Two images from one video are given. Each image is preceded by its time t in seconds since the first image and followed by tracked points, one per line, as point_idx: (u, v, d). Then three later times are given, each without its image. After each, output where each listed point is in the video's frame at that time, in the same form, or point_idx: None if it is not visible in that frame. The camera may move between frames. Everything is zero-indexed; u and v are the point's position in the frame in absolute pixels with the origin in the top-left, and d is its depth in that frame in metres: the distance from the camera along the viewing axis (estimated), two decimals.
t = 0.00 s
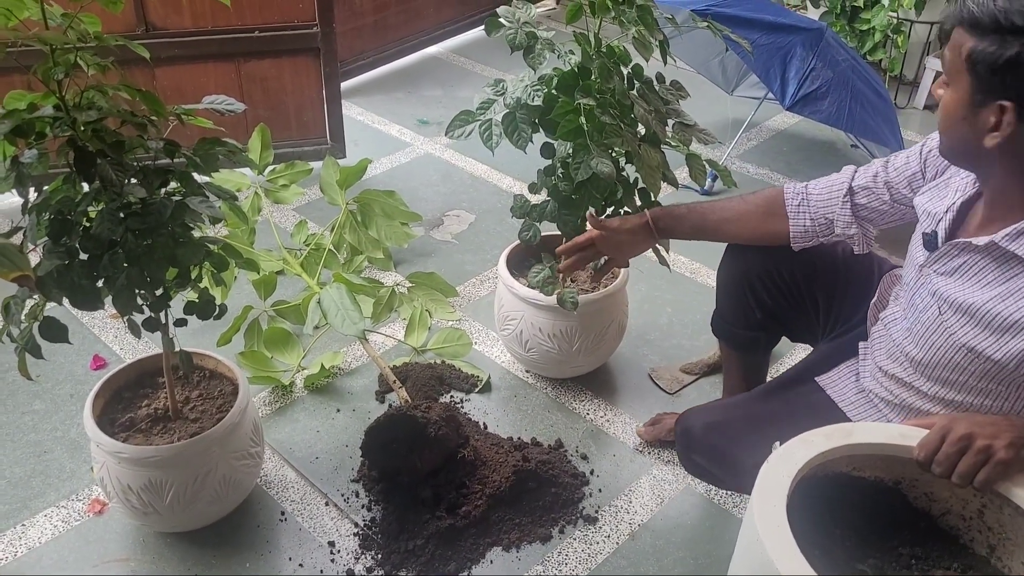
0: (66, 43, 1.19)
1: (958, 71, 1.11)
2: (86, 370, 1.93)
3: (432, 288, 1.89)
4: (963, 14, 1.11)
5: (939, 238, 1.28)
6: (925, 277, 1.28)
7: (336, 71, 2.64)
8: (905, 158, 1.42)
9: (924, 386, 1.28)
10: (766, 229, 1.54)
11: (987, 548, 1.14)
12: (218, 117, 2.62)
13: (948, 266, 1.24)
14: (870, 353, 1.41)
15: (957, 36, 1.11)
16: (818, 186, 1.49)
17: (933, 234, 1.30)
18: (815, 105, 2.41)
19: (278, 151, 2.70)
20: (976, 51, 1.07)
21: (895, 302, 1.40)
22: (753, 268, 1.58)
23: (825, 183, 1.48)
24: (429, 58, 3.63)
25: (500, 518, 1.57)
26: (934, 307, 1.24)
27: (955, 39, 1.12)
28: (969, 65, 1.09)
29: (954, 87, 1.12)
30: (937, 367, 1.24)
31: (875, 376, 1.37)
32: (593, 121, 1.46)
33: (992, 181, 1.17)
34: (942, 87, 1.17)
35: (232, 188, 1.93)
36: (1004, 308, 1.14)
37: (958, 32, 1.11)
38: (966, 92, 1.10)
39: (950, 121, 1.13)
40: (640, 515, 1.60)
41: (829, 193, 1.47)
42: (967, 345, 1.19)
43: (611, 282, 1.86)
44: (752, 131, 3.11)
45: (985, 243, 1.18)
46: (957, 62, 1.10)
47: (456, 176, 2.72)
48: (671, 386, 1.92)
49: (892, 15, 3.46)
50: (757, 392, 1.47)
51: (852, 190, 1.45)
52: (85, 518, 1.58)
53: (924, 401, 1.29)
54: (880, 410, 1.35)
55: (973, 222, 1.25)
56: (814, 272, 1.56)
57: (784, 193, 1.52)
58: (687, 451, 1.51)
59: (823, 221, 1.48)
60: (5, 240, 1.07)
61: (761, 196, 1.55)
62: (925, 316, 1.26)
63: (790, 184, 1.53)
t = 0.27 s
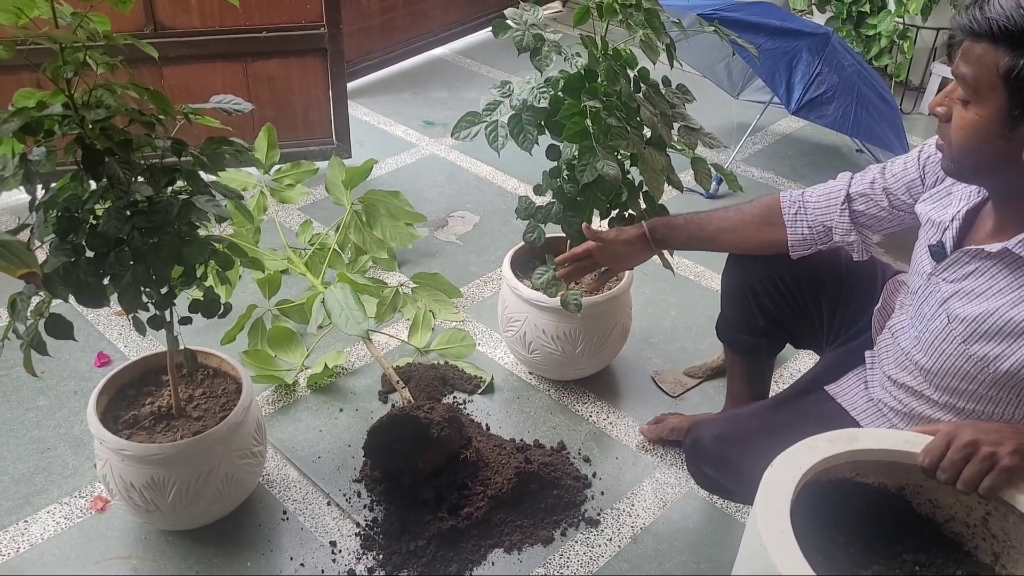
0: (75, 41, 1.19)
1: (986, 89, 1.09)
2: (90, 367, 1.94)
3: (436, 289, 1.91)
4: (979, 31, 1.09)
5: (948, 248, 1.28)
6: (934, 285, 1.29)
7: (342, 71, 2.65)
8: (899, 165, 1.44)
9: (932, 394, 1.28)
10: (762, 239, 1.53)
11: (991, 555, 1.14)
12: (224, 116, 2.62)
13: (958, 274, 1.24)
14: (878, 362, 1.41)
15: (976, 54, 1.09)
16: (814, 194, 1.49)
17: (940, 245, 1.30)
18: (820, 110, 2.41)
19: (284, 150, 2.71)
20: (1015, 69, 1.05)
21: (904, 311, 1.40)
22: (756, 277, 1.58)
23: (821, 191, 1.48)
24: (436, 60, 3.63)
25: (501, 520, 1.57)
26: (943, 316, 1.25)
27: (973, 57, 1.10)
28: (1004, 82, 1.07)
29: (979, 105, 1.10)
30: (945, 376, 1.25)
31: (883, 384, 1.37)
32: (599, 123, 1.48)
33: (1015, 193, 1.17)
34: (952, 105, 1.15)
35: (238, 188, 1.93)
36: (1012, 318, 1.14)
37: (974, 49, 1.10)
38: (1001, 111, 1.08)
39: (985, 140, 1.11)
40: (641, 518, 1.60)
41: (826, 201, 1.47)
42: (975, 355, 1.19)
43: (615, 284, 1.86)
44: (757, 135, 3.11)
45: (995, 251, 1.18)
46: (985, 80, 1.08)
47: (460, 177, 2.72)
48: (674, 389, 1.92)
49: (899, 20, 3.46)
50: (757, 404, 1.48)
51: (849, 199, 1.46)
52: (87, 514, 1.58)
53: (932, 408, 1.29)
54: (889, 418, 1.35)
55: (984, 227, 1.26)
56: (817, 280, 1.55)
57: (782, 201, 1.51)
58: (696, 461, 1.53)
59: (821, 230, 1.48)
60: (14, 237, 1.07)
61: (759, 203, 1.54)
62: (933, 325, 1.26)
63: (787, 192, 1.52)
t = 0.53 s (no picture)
0: (85, 35, 1.19)
1: (1005, 90, 1.09)
2: (96, 361, 1.94)
3: (442, 287, 1.90)
4: (998, 33, 1.10)
5: (956, 256, 1.28)
6: (943, 292, 1.28)
7: (350, 68, 2.65)
8: (902, 173, 1.43)
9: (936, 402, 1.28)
10: (763, 241, 1.52)
11: (998, 560, 1.14)
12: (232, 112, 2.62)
13: (968, 282, 1.24)
14: (881, 368, 1.41)
15: (994, 55, 1.10)
16: (818, 198, 1.47)
17: (948, 252, 1.30)
18: (830, 112, 2.41)
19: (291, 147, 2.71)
20: None
21: (907, 318, 1.40)
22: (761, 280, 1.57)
23: (824, 196, 1.47)
24: (443, 58, 3.63)
25: (506, 518, 1.57)
26: (952, 324, 1.24)
27: (991, 59, 1.10)
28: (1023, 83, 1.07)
29: (998, 107, 1.10)
30: (953, 384, 1.25)
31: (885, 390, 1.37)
32: (608, 122, 1.48)
33: None
34: (967, 108, 1.15)
35: (245, 183, 1.93)
36: None
37: (992, 51, 1.10)
38: (1021, 113, 1.07)
39: (1003, 142, 1.10)
40: (646, 519, 1.60)
41: (829, 206, 1.46)
42: (985, 365, 1.19)
43: (621, 284, 1.86)
44: (765, 136, 3.11)
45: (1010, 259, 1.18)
46: (1004, 82, 1.08)
47: (467, 176, 2.72)
48: (679, 390, 1.91)
49: (908, 23, 3.45)
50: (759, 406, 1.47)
51: (853, 204, 1.45)
52: (93, 508, 1.58)
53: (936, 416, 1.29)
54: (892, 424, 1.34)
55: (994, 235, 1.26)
56: (821, 284, 1.55)
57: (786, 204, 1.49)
58: (698, 463, 1.52)
59: (822, 234, 1.47)
60: (23, 230, 1.07)
61: (761, 206, 1.52)
62: (943, 333, 1.26)
63: (792, 195, 1.50)
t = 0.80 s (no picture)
0: (93, 32, 1.19)
1: (1016, 102, 1.08)
2: (102, 358, 1.95)
3: (446, 286, 1.89)
4: (1010, 43, 1.09)
5: (957, 267, 1.28)
6: (944, 304, 1.29)
7: (356, 67, 2.65)
8: (892, 178, 1.42)
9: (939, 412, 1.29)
10: (759, 246, 1.51)
11: (1005, 562, 1.14)
12: (238, 110, 2.63)
13: (969, 296, 1.25)
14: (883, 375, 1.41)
15: (1007, 66, 1.09)
16: (812, 204, 1.47)
17: (949, 264, 1.30)
18: (837, 111, 2.40)
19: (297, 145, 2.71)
20: None
21: (907, 327, 1.40)
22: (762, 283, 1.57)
23: (818, 202, 1.46)
24: (449, 56, 3.63)
25: (510, 517, 1.57)
26: (955, 337, 1.25)
27: (1002, 69, 1.10)
28: None
29: (1006, 119, 1.09)
30: (956, 396, 1.26)
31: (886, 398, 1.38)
32: (614, 121, 1.48)
33: None
34: (975, 118, 1.14)
35: (251, 181, 1.93)
36: None
37: (1004, 62, 1.10)
38: None
39: (1012, 154, 1.10)
40: (650, 518, 1.60)
41: (823, 212, 1.45)
42: (988, 379, 1.20)
43: (627, 283, 1.86)
44: (772, 136, 3.10)
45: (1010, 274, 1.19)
46: (1016, 92, 1.08)
47: (472, 174, 2.72)
48: (684, 390, 1.91)
49: (916, 22, 3.44)
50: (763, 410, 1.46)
51: (846, 210, 1.44)
52: (98, 504, 1.59)
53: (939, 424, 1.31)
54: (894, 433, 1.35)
55: (995, 246, 1.26)
56: (824, 286, 1.54)
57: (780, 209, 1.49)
58: (703, 465, 1.49)
59: (817, 240, 1.46)
60: (31, 226, 1.07)
61: (758, 211, 1.51)
62: (945, 346, 1.27)
63: (786, 200, 1.50)
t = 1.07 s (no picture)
0: (102, 33, 1.20)
1: (1016, 118, 1.08)
2: (110, 357, 1.95)
3: (455, 285, 1.91)
4: (1008, 59, 1.09)
5: (963, 277, 1.28)
6: (951, 313, 1.29)
7: (363, 67, 2.65)
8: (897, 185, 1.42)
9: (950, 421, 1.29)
10: (765, 249, 1.50)
11: (1015, 565, 1.15)
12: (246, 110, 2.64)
13: (977, 305, 1.25)
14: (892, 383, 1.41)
15: (1006, 83, 1.09)
16: (819, 208, 1.47)
17: (956, 273, 1.30)
18: (844, 111, 2.39)
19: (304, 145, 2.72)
20: None
21: (916, 335, 1.41)
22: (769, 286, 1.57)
23: (826, 206, 1.46)
24: (455, 56, 3.63)
25: (516, 517, 1.56)
26: (963, 347, 1.25)
27: (1001, 86, 1.09)
28: None
29: (1008, 134, 1.09)
30: (966, 406, 1.26)
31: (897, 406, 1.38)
32: (621, 122, 1.48)
33: None
34: (975, 134, 1.14)
35: (259, 181, 1.94)
36: None
37: (1002, 79, 1.09)
38: None
39: (1014, 169, 1.10)
40: (657, 519, 1.60)
41: (830, 216, 1.45)
42: (997, 389, 1.21)
43: (633, 284, 1.85)
44: (779, 136, 3.09)
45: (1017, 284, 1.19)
46: (1016, 109, 1.08)
47: (479, 174, 2.72)
48: (691, 390, 1.91)
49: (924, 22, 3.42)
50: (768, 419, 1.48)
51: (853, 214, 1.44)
52: (106, 503, 1.59)
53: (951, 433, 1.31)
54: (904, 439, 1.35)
55: (1001, 255, 1.25)
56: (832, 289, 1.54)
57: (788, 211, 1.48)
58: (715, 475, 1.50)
59: (825, 243, 1.46)
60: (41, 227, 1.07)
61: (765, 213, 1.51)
62: (953, 356, 1.27)
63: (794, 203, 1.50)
